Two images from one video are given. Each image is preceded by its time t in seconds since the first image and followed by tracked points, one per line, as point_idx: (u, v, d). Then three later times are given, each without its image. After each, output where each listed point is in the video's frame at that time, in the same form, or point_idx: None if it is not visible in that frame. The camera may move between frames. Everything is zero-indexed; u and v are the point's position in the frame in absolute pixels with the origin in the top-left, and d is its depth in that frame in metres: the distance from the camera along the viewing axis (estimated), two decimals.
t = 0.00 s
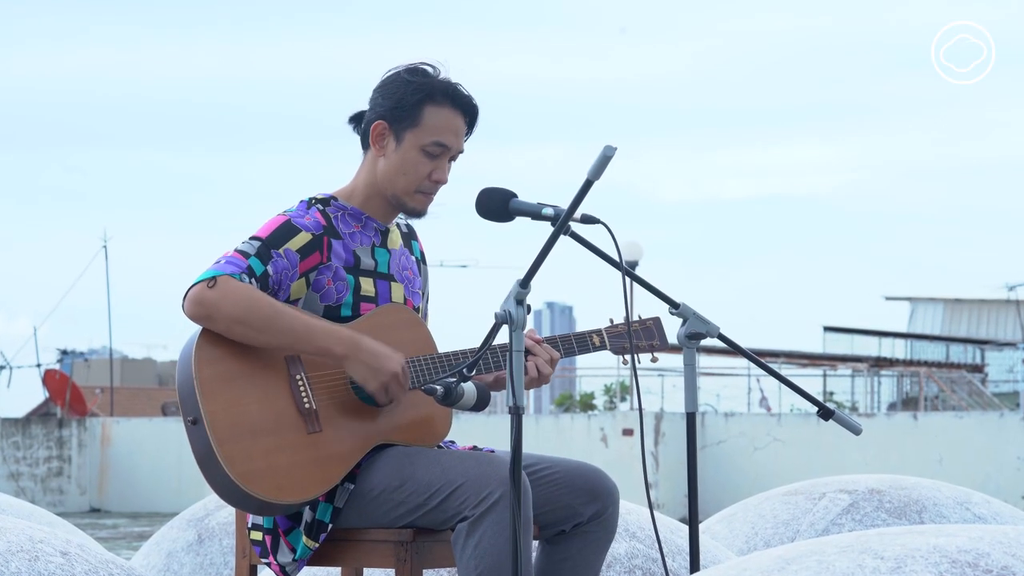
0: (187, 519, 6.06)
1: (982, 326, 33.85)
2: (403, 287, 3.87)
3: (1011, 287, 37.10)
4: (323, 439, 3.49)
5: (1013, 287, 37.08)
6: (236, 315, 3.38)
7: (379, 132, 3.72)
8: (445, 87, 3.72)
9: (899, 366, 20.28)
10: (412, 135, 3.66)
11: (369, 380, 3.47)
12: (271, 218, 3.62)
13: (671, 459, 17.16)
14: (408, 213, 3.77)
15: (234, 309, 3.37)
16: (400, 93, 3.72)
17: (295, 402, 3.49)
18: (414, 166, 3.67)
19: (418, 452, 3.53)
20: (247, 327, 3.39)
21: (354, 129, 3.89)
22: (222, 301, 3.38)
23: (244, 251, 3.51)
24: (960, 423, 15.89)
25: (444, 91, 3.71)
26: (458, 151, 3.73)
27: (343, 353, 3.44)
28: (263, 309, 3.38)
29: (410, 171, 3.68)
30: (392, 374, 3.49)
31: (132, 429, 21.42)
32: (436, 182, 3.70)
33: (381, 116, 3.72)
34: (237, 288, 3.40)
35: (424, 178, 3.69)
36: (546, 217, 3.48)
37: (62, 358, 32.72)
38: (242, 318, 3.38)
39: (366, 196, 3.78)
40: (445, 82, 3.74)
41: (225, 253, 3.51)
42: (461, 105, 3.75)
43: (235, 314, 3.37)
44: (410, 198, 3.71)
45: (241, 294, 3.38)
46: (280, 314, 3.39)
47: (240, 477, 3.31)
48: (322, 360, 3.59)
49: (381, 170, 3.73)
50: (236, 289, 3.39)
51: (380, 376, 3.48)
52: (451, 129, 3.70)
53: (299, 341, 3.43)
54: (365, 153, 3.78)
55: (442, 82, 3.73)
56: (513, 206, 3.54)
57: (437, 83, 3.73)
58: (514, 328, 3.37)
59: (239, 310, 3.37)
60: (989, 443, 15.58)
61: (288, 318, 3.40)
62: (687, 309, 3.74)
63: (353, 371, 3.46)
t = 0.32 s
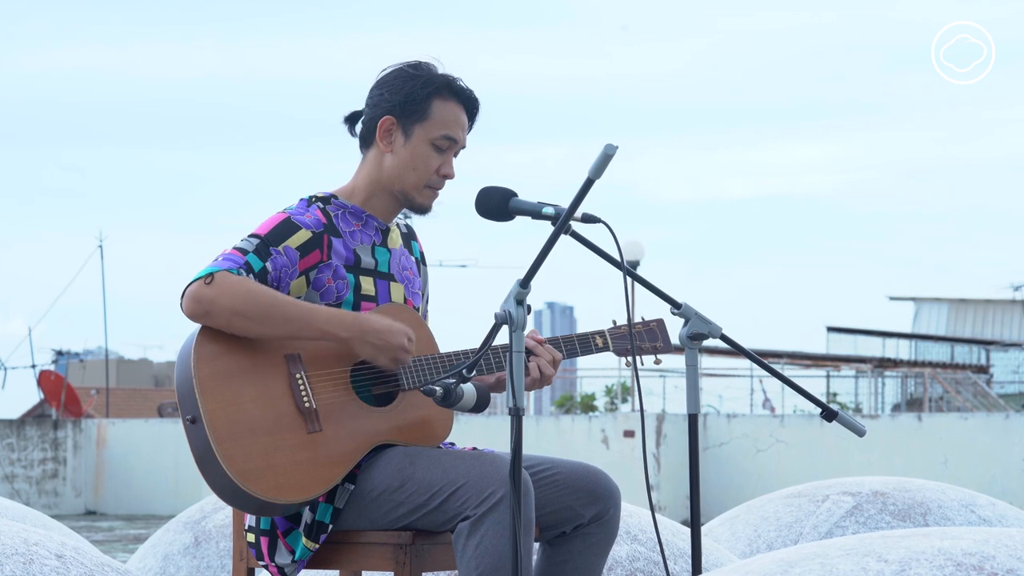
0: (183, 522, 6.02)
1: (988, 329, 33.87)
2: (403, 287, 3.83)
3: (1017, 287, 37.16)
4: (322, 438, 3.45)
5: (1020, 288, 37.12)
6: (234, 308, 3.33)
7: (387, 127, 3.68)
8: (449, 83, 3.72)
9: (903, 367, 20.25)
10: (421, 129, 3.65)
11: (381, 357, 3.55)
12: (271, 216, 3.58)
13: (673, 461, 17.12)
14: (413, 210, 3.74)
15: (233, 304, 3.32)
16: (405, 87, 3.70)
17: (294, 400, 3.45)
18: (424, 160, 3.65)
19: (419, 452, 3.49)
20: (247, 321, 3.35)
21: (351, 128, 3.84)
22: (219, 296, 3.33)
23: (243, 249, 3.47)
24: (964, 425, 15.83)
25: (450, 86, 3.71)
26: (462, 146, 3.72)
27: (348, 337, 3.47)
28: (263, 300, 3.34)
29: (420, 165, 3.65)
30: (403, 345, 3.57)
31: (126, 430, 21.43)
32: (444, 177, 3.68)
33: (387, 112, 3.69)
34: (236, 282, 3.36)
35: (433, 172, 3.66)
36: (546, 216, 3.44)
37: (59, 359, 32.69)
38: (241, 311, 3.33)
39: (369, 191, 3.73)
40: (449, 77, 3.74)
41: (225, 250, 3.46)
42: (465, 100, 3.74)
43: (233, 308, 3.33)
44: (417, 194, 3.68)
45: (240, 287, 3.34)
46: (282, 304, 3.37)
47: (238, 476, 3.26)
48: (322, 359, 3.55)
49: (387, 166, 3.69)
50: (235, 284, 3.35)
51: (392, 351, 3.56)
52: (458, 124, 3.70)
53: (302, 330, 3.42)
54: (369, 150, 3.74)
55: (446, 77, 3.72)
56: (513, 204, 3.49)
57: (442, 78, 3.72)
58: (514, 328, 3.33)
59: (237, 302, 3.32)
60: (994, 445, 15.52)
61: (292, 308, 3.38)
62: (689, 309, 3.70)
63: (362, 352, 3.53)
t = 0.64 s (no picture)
0: (179, 524, 5.98)
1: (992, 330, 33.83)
2: (402, 287, 3.80)
3: (1021, 288, 37.14)
4: (319, 444, 3.41)
5: None
6: (229, 322, 3.29)
7: (382, 126, 3.65)
8: (437, 73, 3.70)
9: (907, 368, 20.18)
10: (416, 123, 3.62)
11: (348, 412, 3.34)
12: (268, 219, 3.54)
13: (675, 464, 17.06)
14: (416, 208, 3.70)
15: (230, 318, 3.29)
16: (393, 84, 3.68)
17: (292, 406, 3.41)
18: (424, 152, 3.62)
19: (417, 456, 3.45)
20: (241, 336, 3.30)
21: (344, 134, 3.80)
22: (216, 307, 3.30)
23: (242, 254, 3.43)
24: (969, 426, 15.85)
25: (438, 76, 3.69)
26: (460, 134, 3.70)
27: (331, 378, 3.33)
28: (256, 315, 3.30)
29: (420, 159, 3.62)
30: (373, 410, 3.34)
31: (122, 432, 21.35)
32: (446, 167, 3.65)
33: (378, 111, 3.67)
34: (232, 296, 3.31)
35: (434, 163, 3.64)
36: (547, 214, 3.40)
37: (54, 360, 32.69)
38: (238, 324, 3.29)
39: (370, 193, 3.69)
40: (435, 67, 3.72)
41: (222, 255, 3.42)
42: (455, 89, 3.73)
43: (230, 320, 3.29)
44: (420, 190, 3.65)
45: (234, 302, 3.30)
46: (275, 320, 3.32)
47: (233, 482, 3.23)
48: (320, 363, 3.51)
49: (387, 165, 3.65)
50: (230, 298, 3.31)
51: (359, 411, 3.33)
52: (453, 112, 3.68)
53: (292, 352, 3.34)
54: (364, 153, 3.70)
55: (433, 68, 3.70)
56: (513, 203, 3.46)
57: (428, 69, 3.70)
58: (514, 329, 3.29)
59: (232, 317, 3.29)
60: (999, 447, 15.60)
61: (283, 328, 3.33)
62: (691, 309, 3.67)
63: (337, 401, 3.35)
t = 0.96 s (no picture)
0: (176, 527, 5.94)
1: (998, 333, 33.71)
2: (401, 285, 3.75)
3: None
4: (316, 446, 3.37)
5: None
6: (225, 317, 3.26)
7: (382, 127, 3.61)
8: (439, 73, 3.67)
9: (911, 369, 20.12)
10: (418, 125, 3.59)
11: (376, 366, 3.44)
12: (260, 218, 3.50)
13: (676, 466, 17.02)
14: (413, 208, 3.67)
15: (223, 312, 3.25)
16: (395, 83, 3.63)
17: (287, 408, 3.37)
18: (425, 155, 3.59)
19: (415, 457, 3.41)
20: (237, 329, 3.27)
21: (339, 129, 3.76)
22: (209, 304, 3.26)
23: (233, 253, 3.40)
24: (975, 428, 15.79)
25: (440, 77, 3.66)
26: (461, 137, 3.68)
27: (343, 349, 3.39)
28: (253, 309, 3.26)
29: (421, 161, 3.59)
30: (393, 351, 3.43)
31: (117, 435, 21.10)
32: (444, 169, 3.63)
33: (378, 112, 3.62)
34: (224, 289, 3.28)
35: (434, 165, 3.61)
36: (548, 214, 3.37)
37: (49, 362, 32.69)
38: (231, 320, 3.26)
39: (366, 193, 3.66)
40: (436, 67, 3.68)
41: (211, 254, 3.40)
42: (456, 90, 3.70)
43: (223, 317, 3.26)
44: (418, 190, 3.62)
45: (231, 295, 3.26)
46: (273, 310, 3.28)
47: (229, 487, 3.20)
48: (316, 364, 3.48)
49: (385, 165, 3.62)
50: (223, 291, 3.27)
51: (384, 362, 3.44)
52: (454, 114, 3.66)
53: (294, 338, 3.34)
54: (362, 151, 3.65)
55: (435, 68, 3.67)
56: (513, 203, 3.42)
57: (430, 70, 3.67)
58: (514, 329, 3.26)
59: (228, 311, 3.25)
60: (1005, 448, 15.54)
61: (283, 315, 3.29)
62: (693, 310, 3.63)
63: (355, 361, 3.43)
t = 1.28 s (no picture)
0: (172, 530, 5.90)
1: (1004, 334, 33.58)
2: (399, 285, 3.71)
3: None
4: (314, 449, 3.33)
5: None
6: (222, 321, 3.22)
7: (382, 127, 3.57)
8: (435, 70, 3.63)
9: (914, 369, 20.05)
10: (419, 123, 3.56)
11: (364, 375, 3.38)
12: (255, 220, 3.47)
13: (678, 468, 16.97)
14: (416, 206, 3.63)
15: (218, 317, 3.21)
16: (394, 81, 3.59)
17: (284, 411, 3.34)
18: (427, 152, 3.56)
19: (414, 460, 3.37)
20: (233, 334, 3.24)
21: (335, 130, 3.72)
22: (205, 308, 3.22)
23: (228, 256, 3.36)
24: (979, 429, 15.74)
25: (437, 73, 3.63)
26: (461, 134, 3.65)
27: (336, 350, 3.34)
28: (250, 312, 3.23)
29: (423, 159, 3.56)
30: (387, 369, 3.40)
31: (114, 436, 21.00)
32: (447, 166, 3.59)
33: (378, 111, 3.58)
34: (219, 293, 3.24)
35: (436, 163, 3.57)
36: (548, 213, 3.33)
37: (45, 363, 32.56)
38: (227, 323, 3.22)
39: (365, 191, 3.62)
40: (432, 63, 3.65)
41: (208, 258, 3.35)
42: (453, 86, 3.67)
43: (220, 321, 3.22)
44: (422, 189, 3.58)
45: (226, 300, 3.23)
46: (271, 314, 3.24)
47: (226, 492, 3.16)
48: (313, 367, 3.44)
49: (388, 165, 3.58)
50: (218, 294, 3.23)
51: (375, 372, 3.39)
52: (453, 110, 3.62)
53: (289, 342, 3.30)
54: (362, 151, 3.61)
55: (432, 64, 3.64)
56: (513, 202, 3.38)
57: (427, 66, 3.63)
58: (514, 330, 3.22)
59: (224, 315, 3.21)
60: (1010, 450, 15.51)
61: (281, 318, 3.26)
62: (695, 310, 3.59)
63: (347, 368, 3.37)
